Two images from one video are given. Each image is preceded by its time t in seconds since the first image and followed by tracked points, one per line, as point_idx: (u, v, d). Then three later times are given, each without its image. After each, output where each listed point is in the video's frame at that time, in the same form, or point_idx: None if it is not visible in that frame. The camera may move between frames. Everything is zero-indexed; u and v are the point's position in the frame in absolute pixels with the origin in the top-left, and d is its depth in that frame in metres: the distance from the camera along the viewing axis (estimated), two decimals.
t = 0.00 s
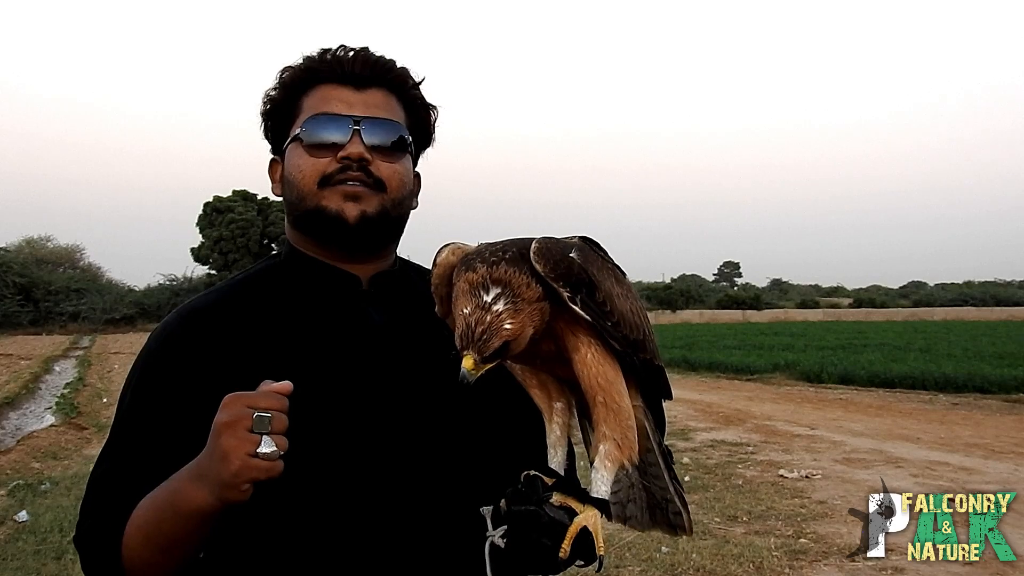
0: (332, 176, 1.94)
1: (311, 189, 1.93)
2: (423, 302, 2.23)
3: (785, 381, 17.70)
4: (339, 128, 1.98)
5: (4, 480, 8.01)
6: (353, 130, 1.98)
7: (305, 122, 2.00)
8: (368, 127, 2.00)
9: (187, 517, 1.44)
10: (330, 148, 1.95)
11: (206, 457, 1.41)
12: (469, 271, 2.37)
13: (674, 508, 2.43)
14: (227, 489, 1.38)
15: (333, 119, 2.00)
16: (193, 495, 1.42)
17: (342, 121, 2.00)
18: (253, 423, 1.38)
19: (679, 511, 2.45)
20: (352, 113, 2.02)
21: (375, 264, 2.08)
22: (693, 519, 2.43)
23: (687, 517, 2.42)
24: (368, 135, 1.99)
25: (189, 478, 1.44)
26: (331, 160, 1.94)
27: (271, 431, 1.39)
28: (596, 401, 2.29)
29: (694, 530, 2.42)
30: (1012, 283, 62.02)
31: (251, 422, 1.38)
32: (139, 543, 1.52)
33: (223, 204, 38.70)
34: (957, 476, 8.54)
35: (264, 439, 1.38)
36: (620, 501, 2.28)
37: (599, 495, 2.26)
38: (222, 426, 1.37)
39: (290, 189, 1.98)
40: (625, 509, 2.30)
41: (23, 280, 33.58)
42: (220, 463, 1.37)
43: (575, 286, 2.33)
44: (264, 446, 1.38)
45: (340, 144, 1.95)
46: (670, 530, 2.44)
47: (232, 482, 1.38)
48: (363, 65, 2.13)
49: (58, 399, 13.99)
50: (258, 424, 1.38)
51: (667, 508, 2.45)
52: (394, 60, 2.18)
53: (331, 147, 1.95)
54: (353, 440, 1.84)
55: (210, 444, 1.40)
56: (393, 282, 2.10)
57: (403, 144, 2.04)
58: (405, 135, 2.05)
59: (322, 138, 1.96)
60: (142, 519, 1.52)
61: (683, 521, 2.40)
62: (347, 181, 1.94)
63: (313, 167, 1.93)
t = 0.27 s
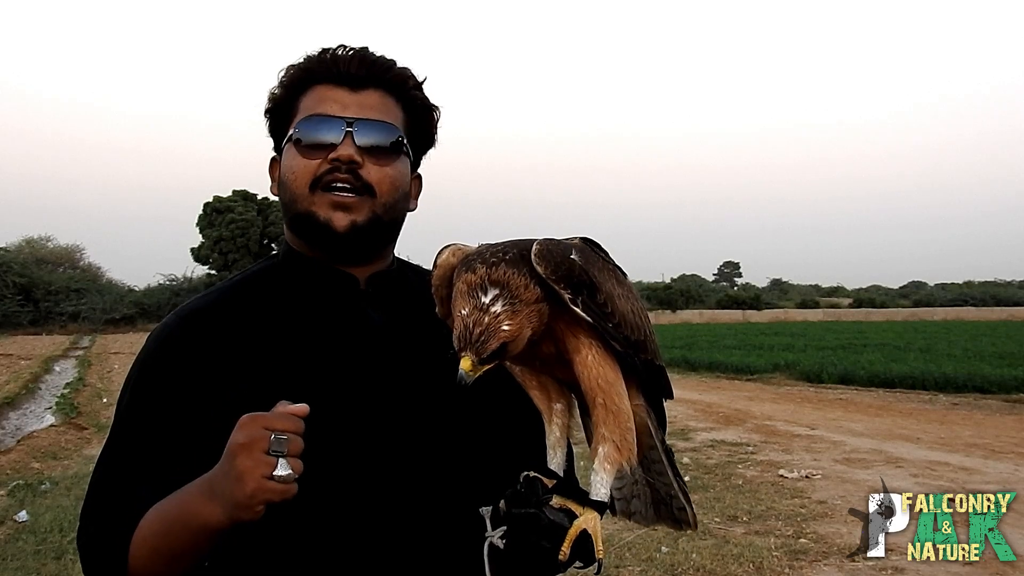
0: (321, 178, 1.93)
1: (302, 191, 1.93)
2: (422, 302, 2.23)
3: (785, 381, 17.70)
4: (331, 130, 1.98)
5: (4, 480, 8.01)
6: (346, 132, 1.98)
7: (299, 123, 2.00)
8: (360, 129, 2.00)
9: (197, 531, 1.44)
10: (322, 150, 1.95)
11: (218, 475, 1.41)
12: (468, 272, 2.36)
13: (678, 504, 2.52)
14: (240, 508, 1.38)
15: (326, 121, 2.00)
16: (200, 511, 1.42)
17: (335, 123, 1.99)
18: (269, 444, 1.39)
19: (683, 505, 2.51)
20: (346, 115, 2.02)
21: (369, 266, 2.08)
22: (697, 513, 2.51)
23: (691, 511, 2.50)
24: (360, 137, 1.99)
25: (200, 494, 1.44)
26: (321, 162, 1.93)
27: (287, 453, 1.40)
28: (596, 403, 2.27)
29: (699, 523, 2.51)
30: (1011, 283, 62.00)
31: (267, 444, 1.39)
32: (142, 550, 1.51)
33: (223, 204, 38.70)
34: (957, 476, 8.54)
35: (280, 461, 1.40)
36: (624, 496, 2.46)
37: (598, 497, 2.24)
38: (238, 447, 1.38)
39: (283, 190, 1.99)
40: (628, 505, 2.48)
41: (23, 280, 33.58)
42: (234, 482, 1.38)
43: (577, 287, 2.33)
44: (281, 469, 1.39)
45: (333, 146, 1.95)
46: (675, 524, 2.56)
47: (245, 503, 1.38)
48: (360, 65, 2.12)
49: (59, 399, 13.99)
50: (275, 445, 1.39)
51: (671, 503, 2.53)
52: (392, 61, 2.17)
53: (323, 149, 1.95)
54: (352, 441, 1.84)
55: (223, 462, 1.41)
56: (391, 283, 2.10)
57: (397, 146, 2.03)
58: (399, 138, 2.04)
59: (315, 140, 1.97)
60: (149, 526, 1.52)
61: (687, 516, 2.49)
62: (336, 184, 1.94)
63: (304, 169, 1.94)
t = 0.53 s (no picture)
0: (323, 181, 1.94)
1: (303, 195, 1.94)
2: (422, 303, 2.23)
3: (785, 381, 17.71)
4: (332, 132, 1.98)
5: (4, 480, 8.02)
6: (346, 134, 1.98)
7: (300, 126, 2.00)
8: (361, 131, 2.00)
9: (193, 524, 1.44)
10: (323, 153, 1.95)
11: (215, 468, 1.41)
12: (470, 275, 2.36)
13: (679, 510, 2.51)
14: (236, 503, 1.39)
15: (326, 123, 2.00)
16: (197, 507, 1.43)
17: (335, 125, 1.99)
18: (264, 439, 1.38)
19: (683, 512, 2.50)
20: (346, 117, 2.02)
21: (372, 265, 2.08)
22: (698, 519, 2.50)
23: (691, 518, 2.49)
24: (361, 139, 1.99)
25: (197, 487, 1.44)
26: (323, 165, 1.94)
27: (282, 446, 1.39)
28: (596, 408, 2.28)
29: (699, 531, 2.49)
30: (1012, 283, 61.98)
31: (262, 438, 1.38)
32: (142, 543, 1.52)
33: (223, 204, 38.70)
34: (957, 476, 8.54)
35: (274, 455, 1.38)
36: (624, 503, 2.36)
37: (597, 503, 2.25)
38: (234, 441, 1.38)
39: (285, 192, 1.99)
40: (630, 510, 2.38)
41: (23, 280, 33.59)
42: (229, 476, 1.38)
43: (578, 292, 2.32)
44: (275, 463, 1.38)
45: (334, 148, 1.95)
46: (674, 530, 2.53)
47: (241, 497, 1.38)
48: (357, 66, 2.11)
49: (59, 399, 13.99)
50: (270, 440, 1.38)
51: (671, 509, 2.52)
52: (391, 59, 2.16)
53: (324, 153, 1.95)
54: (352, 442, 1.84)
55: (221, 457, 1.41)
56: (393, 282, 2.10)
57: (398, 147, 2.03)
58: (399, 138, 2.04)
59: (316, 142, 1.97)
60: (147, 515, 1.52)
61: (687, 522, 2.48)
62: (338, 187, 1.94)
63: (305, 173, 1.94)
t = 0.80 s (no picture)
0: (326, 182, 1.93)
1: (306, 194, 1.94)
2: (421, 303, 2.23)
3: (785, 382, 17.70)
4: (336, 133, 1.98)
5: (4, 480, 8.01)
6: (350, 135, 1.98)
7: (304, 126, 2.00)
8: (365, 133, 2.00)
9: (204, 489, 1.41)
10: (327, 154, 1.95)
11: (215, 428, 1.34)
12: (469, 275, 2.35)
13: (677, 513, 2.50)
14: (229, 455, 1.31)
15: (331, 123, 1.99)
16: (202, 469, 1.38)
17: (339, 126, 1.99)
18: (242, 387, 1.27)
19: (682, 514, 2.49)
20: (350, 118, 2.02)
21: (371, 266, 2.08)
22: (695, 523, 2.50)
23: (689, 520, 2.48)
24: (365, 140, 1.99)
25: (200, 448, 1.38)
26: (327, 166, 1.94)
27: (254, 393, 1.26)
28: (594, 407, 2.28)
29: (697, 534, 2.49)
30: (1012, 283, 61.96)
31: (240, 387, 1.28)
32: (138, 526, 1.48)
33: (223, 204, 38.69)
34: (957, 476, 8.54)
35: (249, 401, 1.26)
36: (623, 506, 2.34)
37: (595, 503, 2.25)
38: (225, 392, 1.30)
39: (287, 191, 1.99)
40: (629, 515, 2.34)
41: (23, 280, 33.59)
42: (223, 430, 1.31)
43: (576, 292, 2.32)
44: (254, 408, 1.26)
45: (338, 150, 1.95)
46: (672, 535, 2.51)
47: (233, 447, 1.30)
48: (362, 67, 2.11)
49: (59, 399, 13.98)
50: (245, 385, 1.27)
51: (670, 513, 2.51)
52: (395, 61, 2.16)
53: (328, 153, 1.95)
54: (350, 440, 1.83)
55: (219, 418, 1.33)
56: (392, 283, 2.09)
57: (401, 149, 2.03)
58: (403, 140, 2.04)
59: (320, 143, 1.97)
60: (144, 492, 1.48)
61: (685, 524, 2.46)
62: (341, 188, 1.94)
63: (308, 172, 1.94)
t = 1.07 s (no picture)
0: (329, 181, 1.93)
1: (309, 193, 1.93)
2: (420, 302, 2.23)
3: (785, 381, 17.69)
4: (339, 132, 1.98)
5: (4, 480, 8.01)
6: (353, 134, 1.98)
7: (306, 124, 2.00)
8: (368, 131, 2.00)
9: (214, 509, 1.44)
10: (330, 152, 1.95)
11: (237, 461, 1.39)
12: (468, 275, 2.34)
13: (677, 510, 2.54)
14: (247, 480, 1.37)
15: (334, 122, 1.99)
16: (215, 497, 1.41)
17: (342, 125, 1.99)
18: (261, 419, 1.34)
19: (681, 511, 2.53)
20: (353, 117, 2.02)
21: (373, 265, 2.08)
22: (695, 519, 2.54)
23: (689, 518, 2.53)
24: (367, 139, 1.99)
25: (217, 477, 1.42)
26: (330, 164, 1.93)
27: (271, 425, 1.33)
28: (593, 405, 2.27)
29: (696, 530, 2.53)
30: (1012, 283, 61.95)
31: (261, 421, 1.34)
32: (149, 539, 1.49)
33: (223, 204, 38.69)
34: (957, 477, 8.54)
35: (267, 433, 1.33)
36: (622, 502, 2.49)
37: (595, 500, 2.26)
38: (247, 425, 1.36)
39: (289, 190, 1.98)
40: (627, 509, 2.50)
41: (23, 280, 33.59)
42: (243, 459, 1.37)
43: (574, 291, 2.31)
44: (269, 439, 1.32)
45: (341, 147, 1.95)
46: (672, 530, 2.58)
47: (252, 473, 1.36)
48: (365, 66, 2.11)
49: (59, 399, 13.99)
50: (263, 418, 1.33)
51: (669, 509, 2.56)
52: (397, 61, 2.17)
53: (331, 151, 1.95)
54: (352, 440, 1.84)
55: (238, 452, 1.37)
56: (393, 282, 2.10)
57: (403, 149, 2.03)
58: (405, 140, 2.04)
59: (323, 141, 1.97)
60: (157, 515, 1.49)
61: (684, 521, 2.52)
62: (343, 186, 1.94)
63: (311, 171, 1.93)
